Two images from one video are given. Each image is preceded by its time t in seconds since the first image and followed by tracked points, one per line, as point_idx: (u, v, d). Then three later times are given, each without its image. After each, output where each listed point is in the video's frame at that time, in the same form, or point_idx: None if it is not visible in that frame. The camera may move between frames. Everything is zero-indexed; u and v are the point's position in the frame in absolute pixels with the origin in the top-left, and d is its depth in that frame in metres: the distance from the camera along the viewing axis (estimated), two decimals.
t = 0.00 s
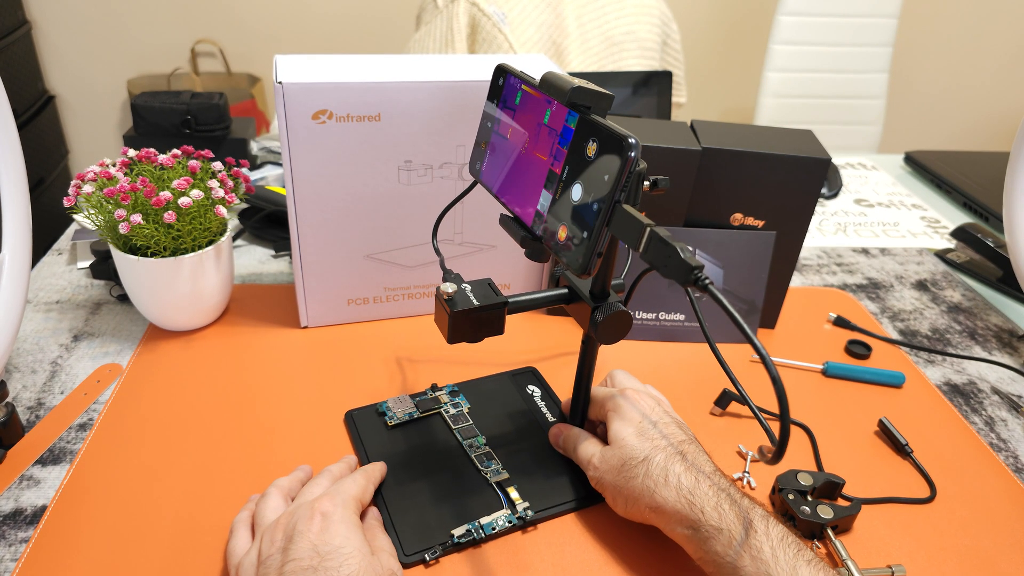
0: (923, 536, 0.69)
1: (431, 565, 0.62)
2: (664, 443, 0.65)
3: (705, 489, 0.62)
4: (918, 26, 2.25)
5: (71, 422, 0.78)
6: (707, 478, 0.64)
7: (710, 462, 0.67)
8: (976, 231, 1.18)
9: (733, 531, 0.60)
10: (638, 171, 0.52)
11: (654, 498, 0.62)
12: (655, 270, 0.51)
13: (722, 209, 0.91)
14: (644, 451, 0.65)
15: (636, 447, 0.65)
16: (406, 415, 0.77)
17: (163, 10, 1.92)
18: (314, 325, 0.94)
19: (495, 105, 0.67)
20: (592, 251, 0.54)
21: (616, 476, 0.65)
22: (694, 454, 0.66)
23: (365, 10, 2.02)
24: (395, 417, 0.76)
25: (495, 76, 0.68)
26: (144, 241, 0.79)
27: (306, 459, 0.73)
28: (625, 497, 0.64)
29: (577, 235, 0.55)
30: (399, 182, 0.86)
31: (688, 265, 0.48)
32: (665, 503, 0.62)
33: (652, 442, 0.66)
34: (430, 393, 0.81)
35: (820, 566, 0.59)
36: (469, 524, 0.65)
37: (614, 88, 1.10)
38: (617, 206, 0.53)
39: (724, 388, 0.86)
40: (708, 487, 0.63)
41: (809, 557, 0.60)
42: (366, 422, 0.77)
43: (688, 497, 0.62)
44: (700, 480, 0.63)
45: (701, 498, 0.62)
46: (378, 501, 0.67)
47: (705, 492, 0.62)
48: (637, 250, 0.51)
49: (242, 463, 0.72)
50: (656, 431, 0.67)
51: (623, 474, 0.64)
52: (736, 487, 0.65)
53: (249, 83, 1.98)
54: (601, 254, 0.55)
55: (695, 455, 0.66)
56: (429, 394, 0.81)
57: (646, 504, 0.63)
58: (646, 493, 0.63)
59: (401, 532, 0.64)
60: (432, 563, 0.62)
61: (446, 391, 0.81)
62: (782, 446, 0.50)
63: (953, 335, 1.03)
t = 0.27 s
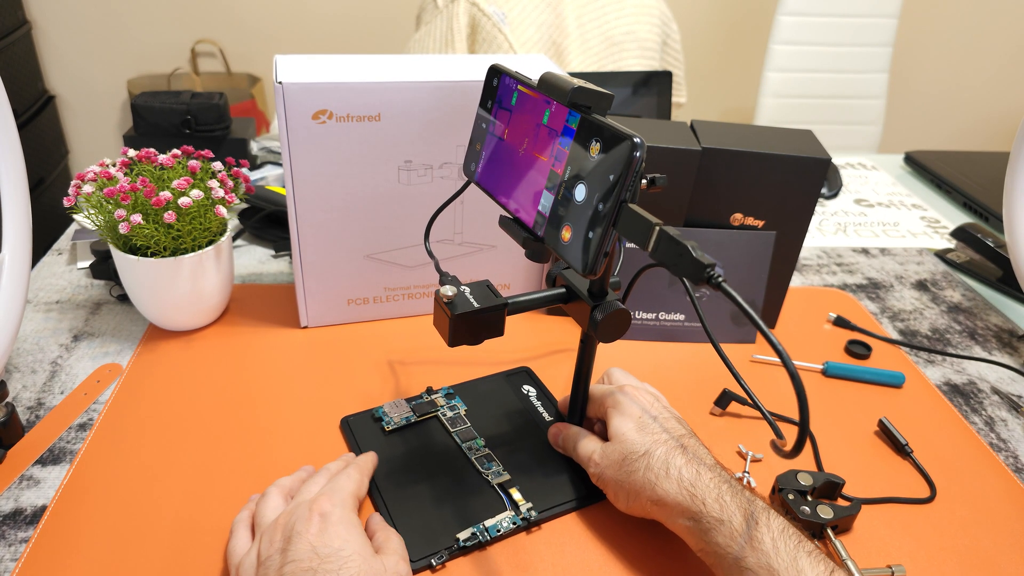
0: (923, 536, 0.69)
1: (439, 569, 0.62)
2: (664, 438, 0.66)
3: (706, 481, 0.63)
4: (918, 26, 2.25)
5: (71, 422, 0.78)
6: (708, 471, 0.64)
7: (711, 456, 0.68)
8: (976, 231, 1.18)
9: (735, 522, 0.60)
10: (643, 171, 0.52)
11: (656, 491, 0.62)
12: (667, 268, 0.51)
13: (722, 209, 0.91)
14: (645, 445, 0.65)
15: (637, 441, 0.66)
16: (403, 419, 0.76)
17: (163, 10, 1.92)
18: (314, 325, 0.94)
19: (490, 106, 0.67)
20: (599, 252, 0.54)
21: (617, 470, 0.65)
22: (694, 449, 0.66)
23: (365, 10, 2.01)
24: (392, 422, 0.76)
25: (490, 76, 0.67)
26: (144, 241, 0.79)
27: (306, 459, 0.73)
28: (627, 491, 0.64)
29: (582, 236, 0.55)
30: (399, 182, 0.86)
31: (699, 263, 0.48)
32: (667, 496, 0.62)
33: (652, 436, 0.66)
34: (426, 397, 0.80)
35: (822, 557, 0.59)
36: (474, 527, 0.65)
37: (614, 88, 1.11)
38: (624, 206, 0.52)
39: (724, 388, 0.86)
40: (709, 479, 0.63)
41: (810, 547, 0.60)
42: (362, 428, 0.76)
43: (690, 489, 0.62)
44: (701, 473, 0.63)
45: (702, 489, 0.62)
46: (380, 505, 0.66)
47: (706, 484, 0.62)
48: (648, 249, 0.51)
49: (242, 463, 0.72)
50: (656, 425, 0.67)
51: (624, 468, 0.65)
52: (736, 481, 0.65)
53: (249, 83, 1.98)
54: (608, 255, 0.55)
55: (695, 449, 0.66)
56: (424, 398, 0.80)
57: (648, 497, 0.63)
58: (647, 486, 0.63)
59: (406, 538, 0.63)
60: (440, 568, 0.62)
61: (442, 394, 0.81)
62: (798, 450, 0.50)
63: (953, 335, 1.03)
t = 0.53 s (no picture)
0: (923, 536, 0.69)
1: (444, 572, 0.62)
2: (663, 437, 0.66)
3: (706, 480, 0.63)
4: (918, 26, 2.26)
5: (71, 422, 0.78)
6: (707, 470, 0.64)
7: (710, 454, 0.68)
8: (976, 231, 1.18)
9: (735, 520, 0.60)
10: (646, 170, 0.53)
11: (656, 489, 0.62)
12: (673, 268, 0.53)
13: (722, 209, 0.91)
14: (645, 443, 0.65)
15: (636, 439, 0.66)
16: (401, 422, 0.76)
17: (163, 10, 1.92)
18: (314, 325, 0.94)
19: (485, 107, 0.67)
20: (603, 251, 0.54)
21: (617, 468, 0.65)
22: (693, 448, 0.66)
23: (365, 10, 2.01)
24: (391, 425, 0.75)
25: (485, 76, 0.67)
26: (144, 241, 0.79)
27: (306, 459, 0.73)
28: (626, 489, 0.64)
29: (586, 236, 0.55)
30: (399, 182, 0.86)
31: (706, 262, 0.49)
32: (667, 494, 0.62)
33: (652, 435, 0.66)
34: (424, 398, 0.79)
35: (822, 556, 0.60)
36: (476, 530, 0.65)
37: (614, 88, 1.11)
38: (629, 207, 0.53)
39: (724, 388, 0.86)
40: (708, 478, 0.63)
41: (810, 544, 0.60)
42: (360, 431, 0.75)
43: (689, 487, 0.62)
44: (700, 472, 0.64)
45: (701, 488, 0.62)
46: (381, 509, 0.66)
47: (706, 482, 0.63)
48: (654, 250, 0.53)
49: (242, 463, 0.72)
50: (655, 424, 0.68)
51: (624, 466, 0.65)
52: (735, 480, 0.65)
53: (250, 83, 1.98)
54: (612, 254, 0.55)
55: (694, 448, 0.66)
56: (422, 400, 0.79)
57: (648, 495, 0.63)
58: (647, 484, 0.63)
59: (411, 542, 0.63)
60: (444, 571, 0.62)
61: (439, 395, 0.80)
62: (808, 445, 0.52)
63: (953, 335, 1.03)
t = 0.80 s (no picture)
0: (923, 536, 0.69)
1: (451, 570, 0.62)
2: (645, 445, 0.66)
3: (677, 497, 0.62)
4: (918, 26, 2.26)
5: (71, 422, 0.78)
6: (681, 486, 0.64)
7: (692, 468, 0.67)
8: (976, 231, 1.18)
9: (699, 540, 0.60)
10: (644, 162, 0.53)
11: (625, 497, 0.62)
12: (680, 255, 0.56)
13: (722, 209, 0.91)
14: (625, 449, 0.65)
15: (618, 444, 0.66)
16: (392, 424, 0.75)
17: (163, 10, 1.92)
18: (314, 325, 0.94)
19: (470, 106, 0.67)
20: (604, 245, 0.54)
21: (594, 469, 0.65)
22: (674, 460, 0.66)
23: (365, 10, 2.01)
24: (382, 429, 0.74)
25: (467, 75, 0.67)
26: (144, 241, 0.79)
27: (305, 459, 0.73)
28: (599, 492, 0.65)
29: (586, 231, 0.55)
30: (399, 182, 0.86)
31: (715, 249, 0.52)
32: (634, 505, 0.62)
33: (634, 442, 0.66)
34: (411, 401, 0.79)
35: None
36: (481, 526, 0.65)
37: (614, 88, 1.11)
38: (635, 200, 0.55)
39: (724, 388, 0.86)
40: (680, 494, 0.63)
41: (774, 565, 0.59)
42: (350, 437, 0.74)
43: (659, 500, 0.62)
44: (674, 487, 0.63)
45: (669, 504, 0.62)
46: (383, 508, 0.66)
47: (676, 499, 0.62)
48: (661, 239, 0.55)
49: (242, 463, 0.72)
50: (643, 431, 0.67)
51: (600, 468, 0.65)
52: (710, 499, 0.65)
53: (250, 83, 1.98)
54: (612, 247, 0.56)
55: (674, 460, 0.66)
56: (410, 402, 0.79)
57: (617, 502, 0.63)
58: (618, 491, 0.63)
59: (416, 540, 0.63)
60: (452, 569, 0.62)
61: (427, 395, 0.80)
62: (828, 411, 0.57)
63: (953, 335, 1.03)
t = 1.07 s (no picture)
0: (923, 536, 0.69)
1: (453, 571, 0.62)
2: (642, 454, 0.65)
3: (671, 508, 0.62)
4: (918, 26, 2.26)
5: (71, 422, 0.78)
6: (677, 496, 0.63)
7: (690, 475, 0.67)
8: (976, 231, 1.18)
9: (693, 552, 0.60)
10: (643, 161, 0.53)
11: (620, 509, 0.63)
12: (682, 254, 0.56)
13: (722, 209, 0.91)
14: (621, 458, 0.65)
15: (614, 453, 0.65)
16: (391, 425, 0.75)
17: (163, 10, 1.92)
18: (314, 325, 0.94)
19: (467, 105, 0.67)
20: (604, 243, 0.54)
21: (592, 478, 0.66)
22: (672, 468, 0.65)
23: (365, 10, 2.01)
24: (381, 430, 0.74)
25: (464, 74, 0.66)
26: (144, 241, 0.79)
27: (306, 459, 0.73)
28: (597, 501, 0.65)
29: (586, 230, 0.55)
30: (399, 182, 0.86)
31: (716, 247, 0.53)
32: (629, 516, 0.62)
33: (631, 450, 0.65)
34: (410, 401, 0.79)
35: None
36: (482, 526, 0.65)
37: (614, 88, 1.11)
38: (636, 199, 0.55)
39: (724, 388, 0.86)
40: (674, 505, 0.62)
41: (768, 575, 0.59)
42: (349, 438, 0.74)
43: (653, 512, 0.62)
44: (669, 497, 0.63)
45: (664, 516, 0.61)
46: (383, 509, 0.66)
47: (670, 510, 0.62)
48: (662, 237, 0.55)
49: (242, 463, 0.72)
50: (640, 438, 0.67)
51: (596, 476, 0.65)
52: (708, 507, 0.64)
53: (250, 83, 1.98)
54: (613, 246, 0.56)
55: (671, 469, 0.65)
56: (409, 402, 0.79)
57: (613, 513, 0.63)
58: (614, 502, 0.63)
59: (417, 543, 0.63)
60: (453, 569, 0.62)
61: (425, 395, 0.80)
62: (829, 409, 0.57)
63: (953, 335, 1.03)
